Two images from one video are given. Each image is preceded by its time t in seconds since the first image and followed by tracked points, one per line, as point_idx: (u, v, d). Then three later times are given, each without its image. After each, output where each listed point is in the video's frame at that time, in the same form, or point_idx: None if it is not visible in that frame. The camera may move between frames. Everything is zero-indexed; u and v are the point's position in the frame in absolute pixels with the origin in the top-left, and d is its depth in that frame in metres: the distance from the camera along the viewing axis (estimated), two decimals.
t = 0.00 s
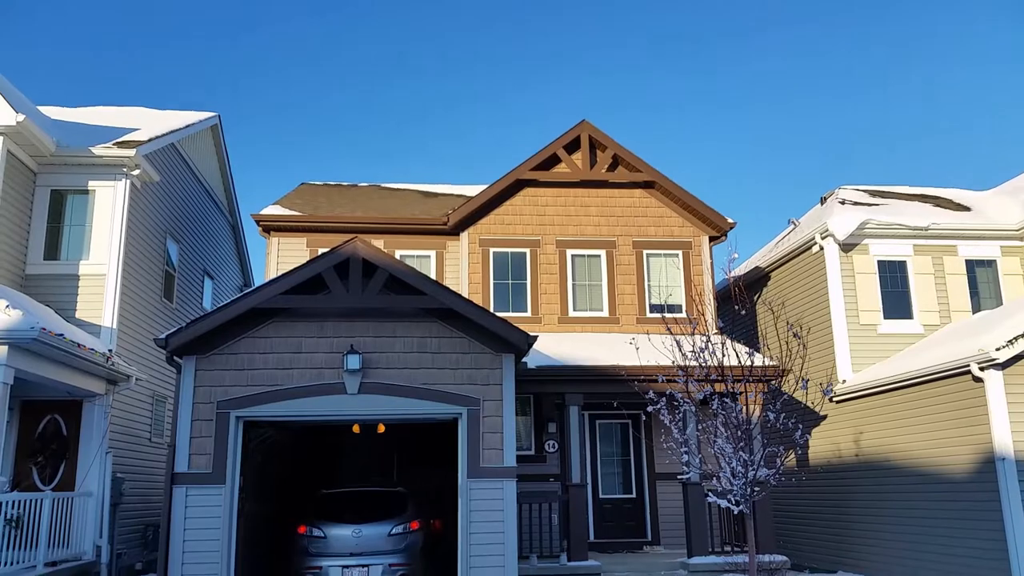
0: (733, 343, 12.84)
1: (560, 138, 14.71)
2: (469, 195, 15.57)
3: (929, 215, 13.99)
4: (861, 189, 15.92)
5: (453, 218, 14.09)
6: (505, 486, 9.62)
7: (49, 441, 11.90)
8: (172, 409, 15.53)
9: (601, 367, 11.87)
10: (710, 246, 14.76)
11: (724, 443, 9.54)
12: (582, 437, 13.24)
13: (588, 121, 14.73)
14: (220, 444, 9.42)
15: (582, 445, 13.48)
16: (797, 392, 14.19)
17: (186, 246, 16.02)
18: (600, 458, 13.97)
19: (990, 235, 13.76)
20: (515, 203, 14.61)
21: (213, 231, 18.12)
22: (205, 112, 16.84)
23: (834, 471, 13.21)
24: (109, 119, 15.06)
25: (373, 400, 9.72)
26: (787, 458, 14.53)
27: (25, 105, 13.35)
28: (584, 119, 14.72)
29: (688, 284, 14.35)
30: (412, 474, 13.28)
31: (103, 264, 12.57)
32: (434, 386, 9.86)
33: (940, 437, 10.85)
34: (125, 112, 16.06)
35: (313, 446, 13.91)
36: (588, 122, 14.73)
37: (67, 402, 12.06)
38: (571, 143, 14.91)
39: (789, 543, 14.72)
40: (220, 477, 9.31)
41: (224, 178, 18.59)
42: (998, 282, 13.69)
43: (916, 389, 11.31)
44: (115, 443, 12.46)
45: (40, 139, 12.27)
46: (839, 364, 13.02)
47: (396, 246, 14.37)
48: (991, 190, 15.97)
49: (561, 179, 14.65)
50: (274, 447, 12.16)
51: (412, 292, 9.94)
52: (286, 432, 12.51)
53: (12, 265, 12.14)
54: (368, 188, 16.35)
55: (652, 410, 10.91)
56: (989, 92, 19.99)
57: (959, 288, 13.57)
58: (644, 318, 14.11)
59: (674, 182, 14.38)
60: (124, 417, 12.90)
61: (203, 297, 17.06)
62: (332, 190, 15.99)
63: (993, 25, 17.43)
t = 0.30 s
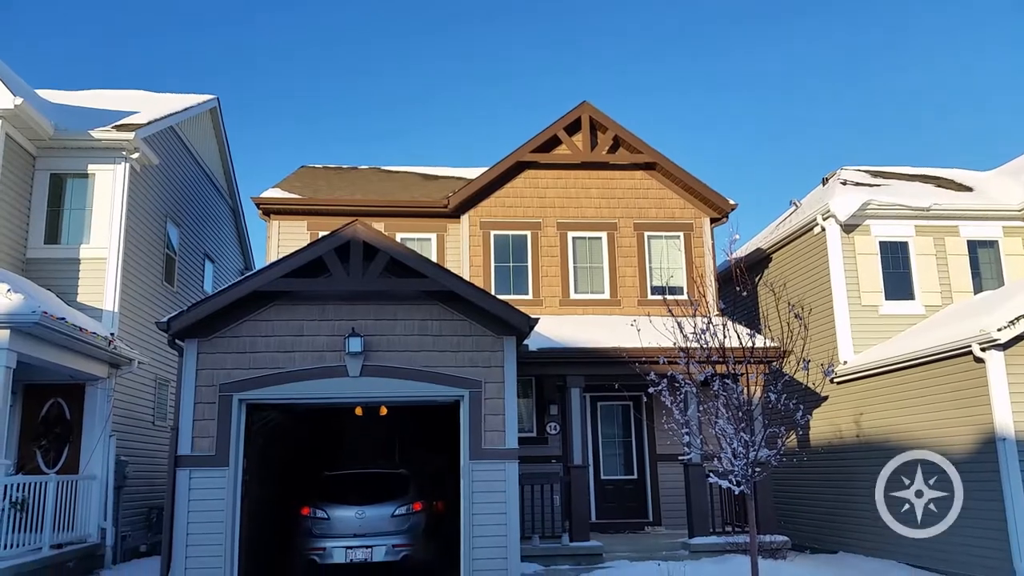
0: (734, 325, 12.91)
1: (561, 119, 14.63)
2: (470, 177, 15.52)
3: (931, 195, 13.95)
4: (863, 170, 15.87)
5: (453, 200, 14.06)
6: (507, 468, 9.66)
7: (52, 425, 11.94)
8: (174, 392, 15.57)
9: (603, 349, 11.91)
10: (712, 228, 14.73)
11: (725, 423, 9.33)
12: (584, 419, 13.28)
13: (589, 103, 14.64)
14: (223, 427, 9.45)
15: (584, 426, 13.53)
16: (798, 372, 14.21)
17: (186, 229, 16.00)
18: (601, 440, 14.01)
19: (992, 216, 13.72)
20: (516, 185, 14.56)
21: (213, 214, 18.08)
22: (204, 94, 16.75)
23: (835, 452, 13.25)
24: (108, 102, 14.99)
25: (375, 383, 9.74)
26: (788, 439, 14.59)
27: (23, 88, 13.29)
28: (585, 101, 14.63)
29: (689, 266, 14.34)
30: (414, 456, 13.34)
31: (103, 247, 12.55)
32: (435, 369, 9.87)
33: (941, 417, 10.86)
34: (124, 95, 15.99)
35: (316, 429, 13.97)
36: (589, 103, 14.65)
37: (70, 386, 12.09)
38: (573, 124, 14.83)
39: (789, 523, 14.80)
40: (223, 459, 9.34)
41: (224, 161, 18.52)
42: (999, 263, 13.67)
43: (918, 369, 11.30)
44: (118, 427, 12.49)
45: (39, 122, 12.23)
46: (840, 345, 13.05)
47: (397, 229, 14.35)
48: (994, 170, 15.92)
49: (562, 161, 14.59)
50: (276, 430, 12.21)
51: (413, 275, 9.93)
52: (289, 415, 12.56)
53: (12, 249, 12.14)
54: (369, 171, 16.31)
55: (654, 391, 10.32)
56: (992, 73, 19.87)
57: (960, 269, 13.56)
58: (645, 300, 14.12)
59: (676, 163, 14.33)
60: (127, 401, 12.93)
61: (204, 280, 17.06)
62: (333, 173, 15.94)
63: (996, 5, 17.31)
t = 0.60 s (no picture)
0: (730, 314, 12.90)
1: (558, 106, 14.58)
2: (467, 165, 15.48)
3: (928, 184, 13.94)
4: (860, 158, 15.85)
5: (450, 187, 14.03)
6: (502, 454, 9.68)
7: (48, 410, 11.95)
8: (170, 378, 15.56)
9: (599, 337, 11.92)
10: (709, 216, 14.71)
11: (718, 411, 9.01)
12: (579, 406, 13.31)
13: (587, 90, 14.59)
14: (219, 413, 9.45)
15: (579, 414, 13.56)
16: (793, 360, 14.23)
17: (182, 214, 15.95)
18: (596, 427, 14.04)
19: (989, 205, 13.71)
20: (513, 173, 14.53)
21: (209, 200, 18.04)
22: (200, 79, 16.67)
23: (829, 440, 13.28)
24: (103, 87, 14.92)
25: (370, 369, 9.74)
26: (782, 427, 14.63)
27: (18, 72, 13.22)
28: (583, 88, 14.58)
29: (686, 254, 14.34)
30: (410, 443, 13.36)
31: (99, 233, 12.52)
32: (431, 355, 9.87)
33: (936, 406, 10.87)
34: (120, 79, 15.91)
35: (312, 415, 13.98)
36: (586, 91, 14.59)
37: (65, 372, 12.09)
38: (570, 111, 14.78)
39: (783, 511, 14.86)
40: (219, 445, 9.35)
41: (220, 147, 18.46)
42: (995, 252, 13.68)
43: (912, 358, 11.32)
44: (113, 412, 12.49)
45: (34, 107, 12.16)
46: (835, 334, 13.09)
47: (393, 216, 14.32)
48: (990, 159, 15.92)
49: (559, 148, 14.56)
50: (272, 416, 12.23)
51: (409, 262, 9.92)
52: (285, 401, 12.58)
53: (7, 234, 12.11)
54: (365, 157, 16.26)
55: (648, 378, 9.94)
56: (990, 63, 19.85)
57: (956, 258, 13.57)
58: (642, 289, 14.13)
59: (673, 151, 14.31)
60: (122, 387, 12.91)
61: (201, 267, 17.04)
62: (329, 159, 15.89)
63: None
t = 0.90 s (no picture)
0: (727, 301, 12.93)
1: (556, 93, 14.53)
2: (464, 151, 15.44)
3: (925, 172, 13.93)
4: (857, 146, 15.83)
5: (447, 174, 14.01)
6: (499, 441, 9.71)
7: (46, 397, 11.89)
8: (166, 364, 15.53)
9: (596, 324, 11.95)
10: (707, 203, 14.70)
11: (715, 398, 8.84)
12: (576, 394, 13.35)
13: (584, 77, 14.54)
14: (216, 399, 9.45)
15: (577, 401, 13.61)
16: (790, 347, 14.27)
17: (178, 201, 15.90)
18: (593, 414, 14.08)
19: (986, 193, 13.72)
20: (510, 160, 14.49)
21: (205, 187, 17.98)
22: (196, 65, 16.57)
23: (826, 427, 13.33)
24: (98, 73, 14.84)
25: (368, 356, 9.73)
26: (779, 414, 14.68)
27: (12, 58, 13.13)
28: (581, 75, 14.53)
29: (683, 241, 14.34)
30: (407, 429, 13.39)
31: (95, 219, 12.48)
32: (428, 343, 9.87)
33: (932, 393, 10.91)
34: (114, 65, 15.82)
35: (309, 402, 13.99)
36: (584, 77, 14.54)
37: (62, 358, 12.06)
38: (568, 98, 14.73)
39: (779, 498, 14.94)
40: (217, 432, 9.35)
41: (216, 133, 18.38)
42: (992, 240, 13.71)
43: (908, 346, 11.35)
44: (110, 399, 12.49)
45: (28, 92, 12.09)
46: (832, 321, 13.13)
47: (390, 203, 14.28)
48: (989, 147, 15.91)
49: (556, 136, 14.52)
50: (269, 403, 12.24)
51: (406, 249, 9.91)
52: (282, 388, 12.58)
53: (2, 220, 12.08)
54: (362, 144, 16.21)
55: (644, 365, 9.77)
56: (989, 51, 19.81)
57: (953, 246, 13.59)
58: (639, 276, 14.13)
59: (671, 139, 14.28)
60: (119, 373, 12.90)
61: (197, 253, 17.01)
62: (325, 146, 15.84)
63: None
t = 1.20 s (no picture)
0: (727, 287, 12.95)
1: (556, 77, 14.46)
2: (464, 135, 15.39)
3: (926, 158, 13.91)
4: (858, 131, 15.80)
5: (447, 158, 13.98)
6: (499, 424, 9.74)
7: (45, 378, 11.92)
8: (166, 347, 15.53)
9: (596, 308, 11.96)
10: (707, 188, 14.68)
11: (715, 382, 8.64)
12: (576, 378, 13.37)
13: (585, 60, 14.46)
14: (216, 381, 9.45)
15: (576, 385, 13.63)
16: (789, 333, 14.30)
17: (177, 184, 15.86)
18: (592, 398, 14.12)
19: (987, 180, 13.70)
20: (510, 144, 14.44)
21: (204, 169, 17.91)
22: (194, 47, 16.47)
23: (824, 412, 13.38)
24: (96, 54, 14.74)
25: (367, 340, 9.74)
26: (777, 399, 14.74)
27: (9, 38, 13.04)
28: (581, 58, 14.45)
29: (683, 226, 14.34)
30: (407, 413, 13.42)
31: (93, 201, 12.44)
32: (428, 327, 9.87)
33: (930, 379, 10.93)
34: (112, 46, 15.71)
35: (309, 385, 14.01)
36: (585, 61, 14.46)
37: (62, 340, 12.06)
38: (568, 82, 14.66)
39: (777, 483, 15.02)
40: (217, 414, 9.37)
41: (214, 115, 18.29)
42: (992, 227, 13.72)
43: (908, 331, 11.36)
44: (110, 381, 12.49)
45: (26, 73, 12.01)
46: (831, 306, 13.16)
47: (389, 187, 14.25)
48: (990, 133, 15.88)
49: (557, 120, 14.46)
50: (269, 386, 12.26)
51: (407, 233, 9.90)
52: (282, 371, 12.59)
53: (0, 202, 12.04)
54: (362, 127, 16.15)
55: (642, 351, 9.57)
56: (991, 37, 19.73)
57: (953, 232, 13.60)
58: (639, 261, 14.14)
59: (671, 123, 14.24)
60: (119, 355, 12.90)
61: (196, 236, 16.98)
62: (325, 129, 15.77)
63: None
